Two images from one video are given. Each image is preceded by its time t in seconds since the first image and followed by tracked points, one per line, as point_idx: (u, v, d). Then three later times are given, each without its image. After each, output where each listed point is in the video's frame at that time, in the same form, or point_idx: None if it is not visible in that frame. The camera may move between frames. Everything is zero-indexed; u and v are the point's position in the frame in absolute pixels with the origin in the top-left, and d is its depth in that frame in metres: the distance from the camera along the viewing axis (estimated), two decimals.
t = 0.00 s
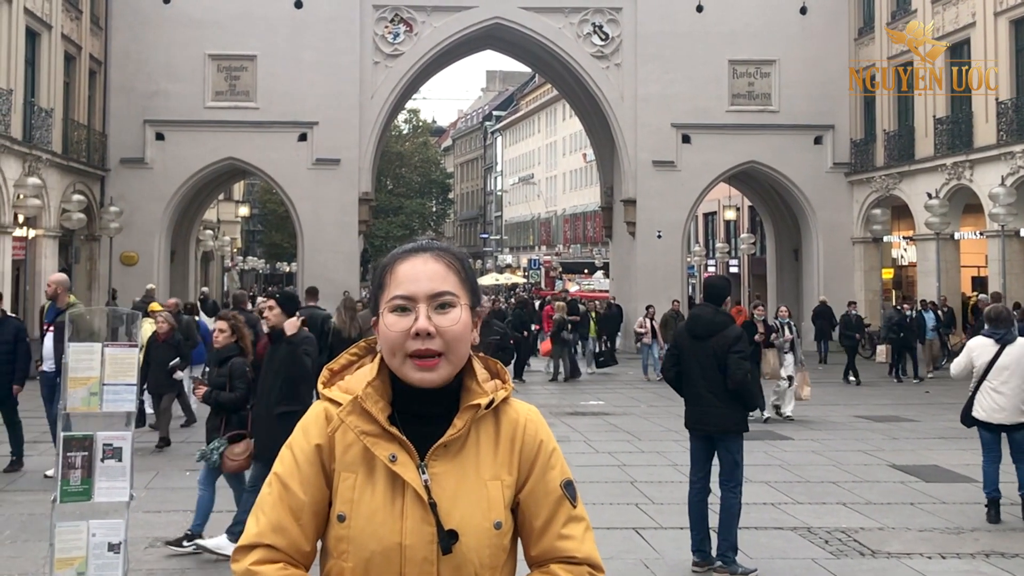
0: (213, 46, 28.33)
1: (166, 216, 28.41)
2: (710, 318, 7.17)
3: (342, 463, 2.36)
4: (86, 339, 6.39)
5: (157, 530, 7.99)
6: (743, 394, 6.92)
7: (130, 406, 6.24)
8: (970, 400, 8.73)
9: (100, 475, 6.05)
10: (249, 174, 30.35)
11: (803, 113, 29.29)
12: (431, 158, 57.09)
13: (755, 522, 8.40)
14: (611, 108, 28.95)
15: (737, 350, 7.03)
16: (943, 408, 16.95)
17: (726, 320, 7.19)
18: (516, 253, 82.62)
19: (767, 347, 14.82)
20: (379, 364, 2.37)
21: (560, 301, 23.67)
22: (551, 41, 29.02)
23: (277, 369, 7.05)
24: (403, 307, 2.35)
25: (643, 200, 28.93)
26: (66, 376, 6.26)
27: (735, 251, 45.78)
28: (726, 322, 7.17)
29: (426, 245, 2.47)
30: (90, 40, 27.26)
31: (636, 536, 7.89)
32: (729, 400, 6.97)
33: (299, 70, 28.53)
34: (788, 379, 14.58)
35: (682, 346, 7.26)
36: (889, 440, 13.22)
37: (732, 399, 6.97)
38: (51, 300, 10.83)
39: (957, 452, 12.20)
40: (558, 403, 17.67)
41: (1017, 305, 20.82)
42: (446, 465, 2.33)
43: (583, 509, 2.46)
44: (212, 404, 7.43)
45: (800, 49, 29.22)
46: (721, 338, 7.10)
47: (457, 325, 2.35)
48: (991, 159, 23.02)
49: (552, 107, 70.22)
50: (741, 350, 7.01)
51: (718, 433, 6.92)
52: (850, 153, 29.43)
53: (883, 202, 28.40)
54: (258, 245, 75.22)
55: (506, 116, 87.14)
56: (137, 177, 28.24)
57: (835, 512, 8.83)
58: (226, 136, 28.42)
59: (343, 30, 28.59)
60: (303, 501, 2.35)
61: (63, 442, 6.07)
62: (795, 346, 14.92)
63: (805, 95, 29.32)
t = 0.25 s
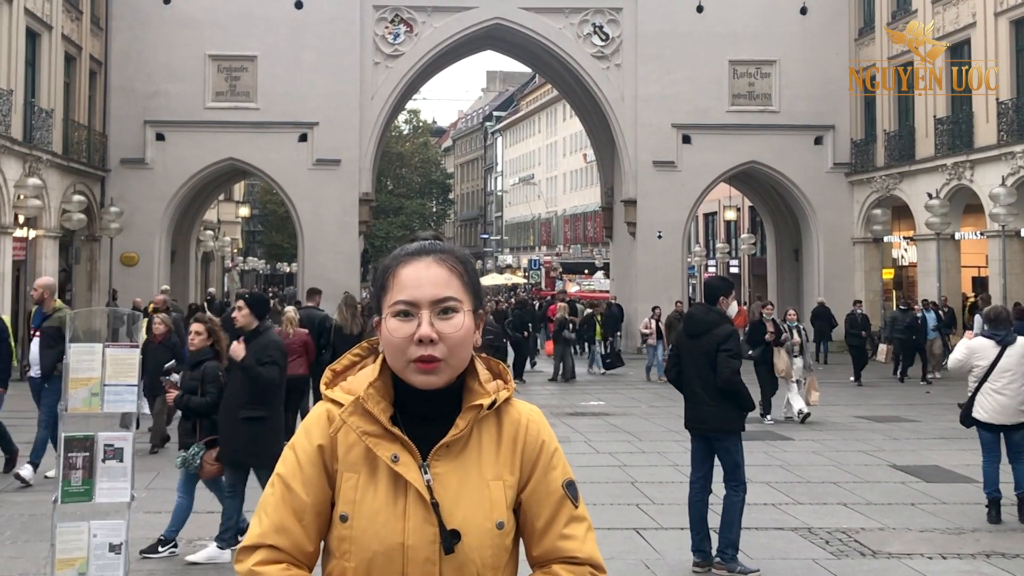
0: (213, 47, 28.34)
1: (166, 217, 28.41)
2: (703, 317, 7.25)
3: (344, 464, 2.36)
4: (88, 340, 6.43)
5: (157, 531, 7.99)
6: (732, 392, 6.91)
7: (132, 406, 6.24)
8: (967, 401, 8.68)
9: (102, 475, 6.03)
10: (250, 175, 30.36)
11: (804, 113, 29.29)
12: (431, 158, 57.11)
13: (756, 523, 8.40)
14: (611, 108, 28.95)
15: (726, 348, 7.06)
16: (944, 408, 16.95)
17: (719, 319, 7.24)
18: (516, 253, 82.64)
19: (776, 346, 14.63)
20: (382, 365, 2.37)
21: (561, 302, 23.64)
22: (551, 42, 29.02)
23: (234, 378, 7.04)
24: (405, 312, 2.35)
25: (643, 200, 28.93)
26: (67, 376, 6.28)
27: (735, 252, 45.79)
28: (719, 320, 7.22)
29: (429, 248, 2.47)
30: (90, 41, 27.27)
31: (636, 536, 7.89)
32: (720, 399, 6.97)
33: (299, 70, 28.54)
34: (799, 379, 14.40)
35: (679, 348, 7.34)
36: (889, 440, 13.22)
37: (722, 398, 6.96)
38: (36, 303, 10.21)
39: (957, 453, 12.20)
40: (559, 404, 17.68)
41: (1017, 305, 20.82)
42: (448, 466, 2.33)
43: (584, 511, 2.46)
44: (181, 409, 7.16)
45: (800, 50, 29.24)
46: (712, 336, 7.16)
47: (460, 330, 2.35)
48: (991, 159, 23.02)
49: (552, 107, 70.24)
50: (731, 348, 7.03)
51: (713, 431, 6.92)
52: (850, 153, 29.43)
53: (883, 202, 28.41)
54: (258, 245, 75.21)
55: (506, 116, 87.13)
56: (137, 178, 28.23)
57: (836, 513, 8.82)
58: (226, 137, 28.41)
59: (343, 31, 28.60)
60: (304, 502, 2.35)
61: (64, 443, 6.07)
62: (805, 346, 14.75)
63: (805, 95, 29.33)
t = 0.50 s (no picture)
0: (211, 48, 28.33)
1: (164, 218, 28.40)
2: (700, 318, 7.34)
3: (342, 467, 2.36)
4: (85, 340, 6.28)
5: (155, 532, 7.99)
6: (722, 392, 6.91)
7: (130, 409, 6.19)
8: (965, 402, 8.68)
9: (99, 477, 6.04)
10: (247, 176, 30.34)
11: (801, 115, 29.31)
12: (429, 159, 57.11)
13: (754, 524, 8.40)
14: (609, 109, 28.97)
15: (718, 347, 7.09)
16: (942, 409, 16.96)
17: (714, 319, 7.30)
18: (514, 254, 82.64)
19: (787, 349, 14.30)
20: (380, 369, 2.37)
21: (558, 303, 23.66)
22: (549, 43, 29.04)
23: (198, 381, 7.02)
24: (404, 314, 2.35)
25: (641, 201, 28.95)
26: (63, 378, 6.20)
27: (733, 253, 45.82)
28: (713, 320, 7.27)
29: (428, 250, 2.47)
30: (88, 42, 27.25)
31: (634, 538, 7.89)
32: (713, 399, 6.97)
33: (297, 72, 28.53)
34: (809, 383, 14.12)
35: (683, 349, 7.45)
36: (887, 441, 13.23)
37: (715, 397, 6.96)
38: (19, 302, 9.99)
39: (955, 453, 12.21)
40: (557, 405, 17.67)
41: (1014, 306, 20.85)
42: (446, 470, 2.33)
43: (583, 512, 2.46)
44: (145, 406, 7.16)
45: (798, 51, 29.26)
46: (706, 335, 7.22)
47: (458, 333, 2.35)
48: (988, 161, 23.04)
49: (550, 108, 70.27)
50: (722, 348, 7.06)
51: (707, 430, 6.94)
52: (847, 154, 29.46)
53: (881, 203, 28.45)
54: (256, 246, 75.16)
55: (504, 117, 87.15)
56: (135, 179, 28.22)
57: (834, 514, 8.82)
58: (224, 138, 28.40)
59: (341, 32, 28.59)
60: (303, 505, 2.35)
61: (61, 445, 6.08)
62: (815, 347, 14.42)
63: (803, 97, 29.36)
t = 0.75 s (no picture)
0: (207, 50, 28.33)
1: (160, 220, 28.38)
2: (704, 320, 7.34)
3: (336, 471, 2.36)
4: (81, 342, 6.22)
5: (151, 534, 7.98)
6: (724, 396, 6.92)
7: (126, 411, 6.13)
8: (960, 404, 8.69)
9: (95, 479, 6.04)
10: (244, 178, 30.33)
11: (797, 116, 29.36)
12: (425, 161, 57.09)
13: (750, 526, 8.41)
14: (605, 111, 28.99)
15: (719, 351, 7.10)
16: (938, 411, 16.99)
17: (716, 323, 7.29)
18: (510, 256, 82.61)
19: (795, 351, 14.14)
20: (374, 368, 2.37)
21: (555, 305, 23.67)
22: (546, 45, 29.06)
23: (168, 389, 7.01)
24: (398, 309, 2.36)
25: (637, 203, 28.96)
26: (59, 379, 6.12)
27: (729, 255, 45.87)
28: (715, 324, 7.26)
29: (423, 249, 2.48)
30: (84, 44, 27.23)
31: (631, 540, 7.90)
32: (715, 402, 6.99)
33: (293, 73, 28.53)
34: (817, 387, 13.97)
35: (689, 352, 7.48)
36: (883, 443, 13.24)
37: (718, 401, 6.97)
38: (1, 302, 9.86)
39: (951, 455, 12.23)
40: (554, 407, 17.68)
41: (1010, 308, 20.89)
42: (440, 472, 2.33)
43: (578, 513, 2.46)
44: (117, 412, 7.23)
45: (794, 53, 29.30)
46: (709, 339, 7.23)
47: (452, 329, 2.35)
48: (984, 163, 23.08)
49: (546, 110, 70.29)
50: (724, 354, 7.05)
51: (709, 434, 6.96)
52: (843, 156, 29.51)
53: (877, 205, 28.49)
54: (252, 248, 75.07)
55: (500, 119, 87.17)
56: (131, 181, 28.20)
57: (830, 516, 8.83)
58: (221, 140, 28.40)
59: (337, 34, 28.59)
60: (298, 510, 2.35)
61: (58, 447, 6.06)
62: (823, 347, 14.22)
63: (799, 98, 29.40)
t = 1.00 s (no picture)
0: (202, 53, 28.32)
1: (155, 223, 28.37)
2: (710, 324, 7.33)
3: (328, 474, 2.37)
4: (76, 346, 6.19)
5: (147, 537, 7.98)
6: (732, 402, 6.94)
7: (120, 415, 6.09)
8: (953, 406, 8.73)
9: (90, 482, 6.04)
10: (239, 180, 30.32)
11: (792, 119, 29.42)
12: (420, 164, 57.07)
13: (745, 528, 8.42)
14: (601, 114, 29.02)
15: (727, 357, 7.10)
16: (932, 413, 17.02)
17: (723, 327, 7.27)
18: (506, 259, 82.60)
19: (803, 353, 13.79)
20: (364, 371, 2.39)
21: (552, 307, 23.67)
22: (541, 48, 29.09)
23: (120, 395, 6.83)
24: (389, 310, 2.37)
25: (633, 206, 28.99)
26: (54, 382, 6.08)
27: (725, 257, 45.94)
28: (723, 328, 7.25)
29: (414, 252, 2.50)
30: (79, 46, 27.20)
31: (626, 542, 7.91)
32: (722, 407, 7.01)
33: (289, 76, 28.53)
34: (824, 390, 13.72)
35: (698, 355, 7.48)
36: (878, 445, 13.27)
37: (726, 405, 6.98)
38: None
39: (945, 457, 12.26)
40: (549, 409, 17.69)
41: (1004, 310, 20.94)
42: (431, 474, 2.35)
43: (571, 511, 2.48)
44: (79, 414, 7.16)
45: (789, 56, 29.36)
46: (716, 343, 7.22)
47: (442, 330, 2.37)
48: (979, 165, 23.13)
49: (542, 113, 70.32)
50: (732, 358, 7.07)
51: (717, 439, 6.99)
52: (838, 159, 29.57)
53: (872, 207, 28.55)
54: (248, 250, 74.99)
55: (496, 121, 87.19)
56: (126, 183, 28.18)
57: (825, 518, 8.84)
58: (216, 142, 28.39)
59: (333, 36, 28.59)
60: (291, 514, 2.37)
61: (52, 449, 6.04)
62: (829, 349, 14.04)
63: (794, 101, 29.46)
